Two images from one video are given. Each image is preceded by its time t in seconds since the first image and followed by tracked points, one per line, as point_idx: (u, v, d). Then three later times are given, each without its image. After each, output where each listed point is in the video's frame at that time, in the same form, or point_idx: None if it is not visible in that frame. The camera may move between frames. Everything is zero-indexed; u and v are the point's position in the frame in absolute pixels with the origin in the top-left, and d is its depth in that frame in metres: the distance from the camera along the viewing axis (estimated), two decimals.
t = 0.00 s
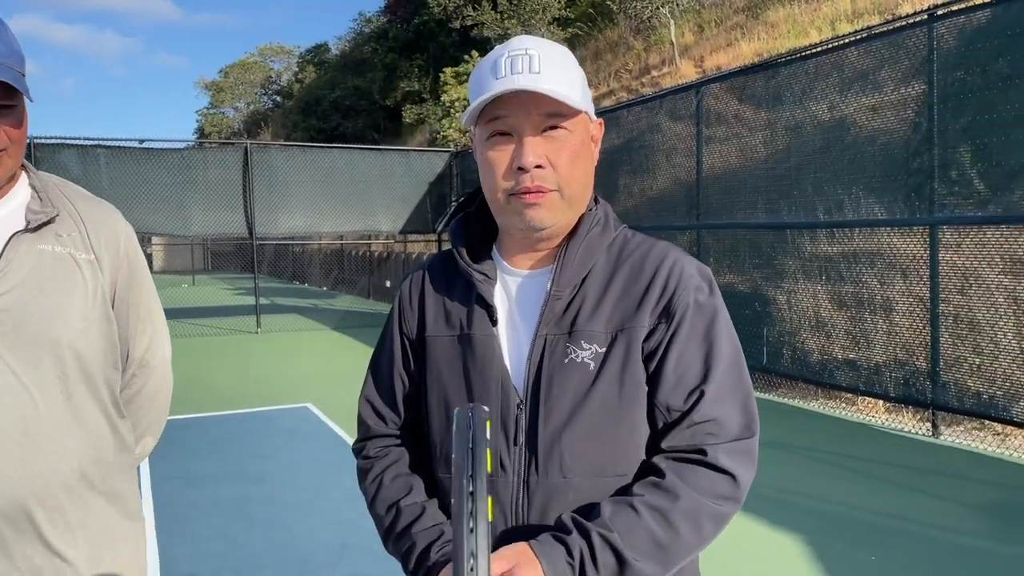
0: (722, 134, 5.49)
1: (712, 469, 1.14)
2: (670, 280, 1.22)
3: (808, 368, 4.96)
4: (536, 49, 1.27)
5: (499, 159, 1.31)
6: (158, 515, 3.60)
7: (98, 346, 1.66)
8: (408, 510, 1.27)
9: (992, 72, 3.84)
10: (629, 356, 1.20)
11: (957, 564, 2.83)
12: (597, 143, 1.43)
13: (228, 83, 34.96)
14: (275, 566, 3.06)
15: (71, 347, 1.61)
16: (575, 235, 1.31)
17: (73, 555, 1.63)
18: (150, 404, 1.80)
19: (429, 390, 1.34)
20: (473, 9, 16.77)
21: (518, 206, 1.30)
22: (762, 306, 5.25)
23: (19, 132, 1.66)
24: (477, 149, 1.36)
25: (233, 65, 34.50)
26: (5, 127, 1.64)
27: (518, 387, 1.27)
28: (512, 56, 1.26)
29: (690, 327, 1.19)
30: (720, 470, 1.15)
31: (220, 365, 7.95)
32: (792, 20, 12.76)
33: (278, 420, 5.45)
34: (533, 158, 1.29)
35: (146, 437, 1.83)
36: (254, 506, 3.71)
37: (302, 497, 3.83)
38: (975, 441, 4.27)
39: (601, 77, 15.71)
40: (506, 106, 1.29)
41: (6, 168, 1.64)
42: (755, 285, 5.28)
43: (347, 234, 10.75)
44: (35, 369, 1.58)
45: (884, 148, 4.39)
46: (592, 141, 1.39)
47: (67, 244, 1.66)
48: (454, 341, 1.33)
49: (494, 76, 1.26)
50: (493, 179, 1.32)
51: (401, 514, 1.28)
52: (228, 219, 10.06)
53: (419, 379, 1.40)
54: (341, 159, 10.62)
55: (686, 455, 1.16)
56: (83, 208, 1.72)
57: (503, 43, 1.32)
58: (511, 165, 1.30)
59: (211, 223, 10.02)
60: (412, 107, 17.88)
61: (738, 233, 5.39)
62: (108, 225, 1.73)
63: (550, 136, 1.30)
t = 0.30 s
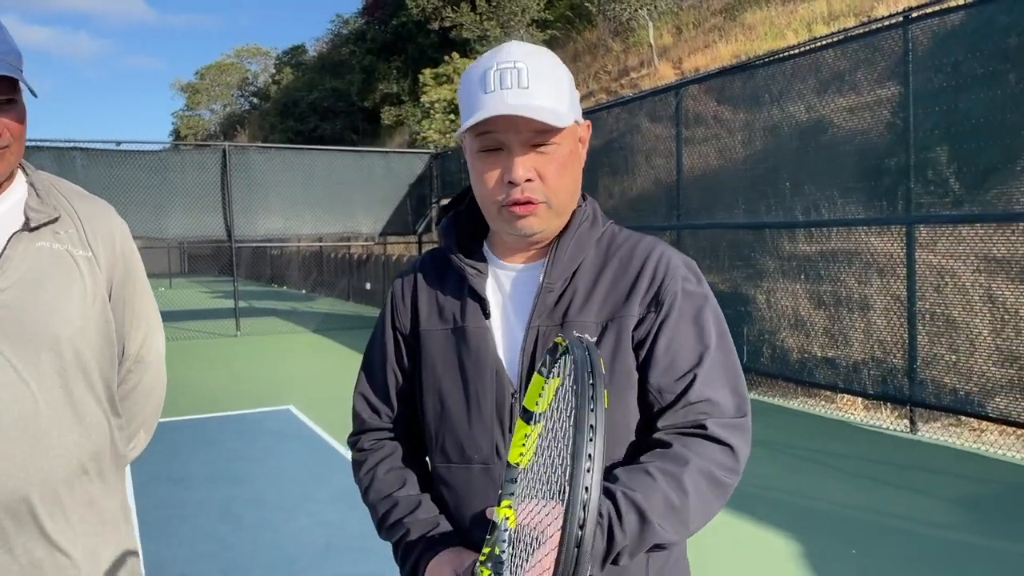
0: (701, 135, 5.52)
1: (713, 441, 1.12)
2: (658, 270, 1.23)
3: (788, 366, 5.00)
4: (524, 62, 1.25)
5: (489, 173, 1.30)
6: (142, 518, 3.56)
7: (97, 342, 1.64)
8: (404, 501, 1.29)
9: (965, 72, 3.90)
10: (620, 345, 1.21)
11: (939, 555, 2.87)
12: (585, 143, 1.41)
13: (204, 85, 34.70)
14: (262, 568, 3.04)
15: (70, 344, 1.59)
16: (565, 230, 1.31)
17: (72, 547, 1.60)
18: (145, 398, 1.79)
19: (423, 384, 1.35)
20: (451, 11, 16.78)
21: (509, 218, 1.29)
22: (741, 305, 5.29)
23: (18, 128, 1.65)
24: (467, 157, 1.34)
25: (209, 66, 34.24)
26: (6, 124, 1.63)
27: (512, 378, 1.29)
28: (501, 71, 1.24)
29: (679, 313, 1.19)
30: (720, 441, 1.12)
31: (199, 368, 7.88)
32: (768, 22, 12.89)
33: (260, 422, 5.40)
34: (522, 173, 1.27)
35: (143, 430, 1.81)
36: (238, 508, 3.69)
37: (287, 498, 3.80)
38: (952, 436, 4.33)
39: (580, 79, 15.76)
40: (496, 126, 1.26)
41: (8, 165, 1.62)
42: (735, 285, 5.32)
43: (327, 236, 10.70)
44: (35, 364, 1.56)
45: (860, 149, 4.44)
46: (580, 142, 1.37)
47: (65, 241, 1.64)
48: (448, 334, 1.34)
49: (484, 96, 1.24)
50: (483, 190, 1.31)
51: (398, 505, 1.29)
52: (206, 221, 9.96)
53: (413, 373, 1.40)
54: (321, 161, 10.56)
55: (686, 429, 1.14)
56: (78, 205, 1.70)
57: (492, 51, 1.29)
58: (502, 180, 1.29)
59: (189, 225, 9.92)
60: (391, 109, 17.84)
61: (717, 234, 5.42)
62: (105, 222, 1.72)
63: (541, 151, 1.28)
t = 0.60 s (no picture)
0: (680, 139, 5.56)
1: (692, 445, 1.13)
2: (639, 276, 1.25)
3: (766, 367, 5.05)
4: (506, 72, 1.27)
5: (473, 179, 1.31)
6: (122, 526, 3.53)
7: (86, 348, 1.63)
8: (393, 505, 1.30)
9: (937, 78, 3.98)
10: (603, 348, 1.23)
11: (913, 553, 2.92)
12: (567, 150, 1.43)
13: (182, 89, 34.47)
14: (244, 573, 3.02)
15: (58, 349, 1.58)
16: (548, 237, 1.34)
17: (62, 552, 1.59)
18: (135, 406, 1.77)
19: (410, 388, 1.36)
20: (431, 15, 16.80)
21: (494, 223, 1.31)
22: (721, 307, 5.33)
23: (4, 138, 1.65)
24: (452, 165, 1.35)
25: (186, 70, 34.05)
26: None
27: (498, 380, 1.30)
28: (483, 80, 1.26)
29: (659, 317, 1.21)
30: (699, 446, 1.14)
31: (178, 374, 7.81)
32: (745, 27, 13.02)
33: (240, 428, 5.37)
34: (505, 179, 1.29)
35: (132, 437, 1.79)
36: (220, 513, 3.67)
37: (269, 503, 3.79)
38: (927, 436, 4.38)
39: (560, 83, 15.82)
40: (479, 133, 1.27)
41: None
42: (714, 288, 5.36)
43: (308, 240, 10.65)
44: (24, 369, 1.55)
45: (835, 152, 4.50)
46: (562, 151, 1.39)
47: (54, 248, 1.63)
48: (435, 339, 1.35)
49: (467, 103, 1.25)
50: (467, 196, 1.32)
51: (387, 508, 1.30)
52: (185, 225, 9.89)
53: (401, 378, 1.41)
54: (301, 165, 10.52)
55: (667, 434, 1.14)
56: (67, 212, 1.70)
57: (474, 62, 1.31)
58: (485, 185, 1.30)
59: (167, 230, 9.84)
60: (371, 113, 17.82)
61: (696, 236, 5.47)
62: (95, 230, 1.72)
63: (523, 157, 1.29)
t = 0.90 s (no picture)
0: (660, 144, 5.59)
1: (684, 455, 1.14)
2: (627, 285, 1.25)
3: (747, 371, 5.08)
4: (504, 74, 1.28)
5: (463, 178, 1.32)
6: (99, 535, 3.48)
7: (67, 360, 1.58)
8: (374, 527, 1.29)
9: (911, 84, 4.04)
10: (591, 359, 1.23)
11: (892, 554, 2.95)
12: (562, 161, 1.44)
13: (159, 92, 34.20)
14: None
15: (37, 362, 1.53)
16: (535, 245, 1.33)
17: (39, 567, 1.56)
18: (115, 417, 1.74)
19: (396, 397, 1.35)
20: (412, 19, 16.78)
21: (481, 224, 1.31)
22: (701, 311, 5.36)
23: None
24: (443, 165, 1.36)
25: (164, 73, 33.78)
26: None
27: (484, 389, 1.31)
28: (482, 80, 1.26)
29: (648, 326, 1.21)
30: (690, 456, 1.14)
31: (156, 380, 7.72)
32: (724, 32, 13.12)
33: (220, 434, 5.32)
34: (497, 179, 1.29)
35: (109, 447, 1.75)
36: (200, 521, 3.63)
37: (250, 511, 3.76)
38: (906, 437, 4.43)
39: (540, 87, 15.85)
40: (475, 129, 1.28)
41: None
42: (695, 292, 5.39)
43: (287, 244, 10.59)
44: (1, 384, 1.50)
45: (813, 157, 4.54)
46: (556, 160, 1.39)
47: (34, 258, 1.57)
48: (422, 347, 1.35)
49: (464, 99, 1.26)
50: (457, 196, 1.33)
51: (366, 531, 1.29)
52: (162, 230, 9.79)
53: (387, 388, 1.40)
54: (280, 169, 10.45)
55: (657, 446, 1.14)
56: (48, 221, 1.64)
57: (474, 65, 1.32)
58: (476, 185, 1.30)
59: (144, 235, 9.74)
60: (351, 116, 17.76)
61: (676, 240, 5.50)
62: (77, 237, 1.66)
63: (517, 159, 1.30)
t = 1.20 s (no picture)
0: (642, 147, 5.59)
1: (691, 464, 1.11)
2: (634, 289, 1.23)
3: (731, 374, 5.09)
4: (515, 74, 1.26)
5: (471, 179, 1.29)
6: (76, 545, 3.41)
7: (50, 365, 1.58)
8: (371, 542, 1.27)
9: (892, 89, 4.07)
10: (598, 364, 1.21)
11: (879, 557, 2.95)
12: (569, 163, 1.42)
13: (136, 94, 33.85)
14: None
15: (22, 367, 1.52)
16: (542, 249, 1.32)
17: None
18: (101, 422, 1.73)
19: (396, 403, 1.34)
20: (392, 22, 16.72)
21: (486, 225, 1.29)
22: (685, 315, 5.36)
23: None
24: (450, 165, 1.33)
25: (140, 75, 33.46)
26: None
27: (488, 397, 1.30)
28: (492, 79, 1.24)
29: (657, 331, 1.19)
30: (698, 465, 1.12)
31: (133, 386, 7.62)
32: (705, 37, 13.18)
33: (199, 441, 5.25)
34: (505, 181, 1.27)
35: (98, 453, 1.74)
36: (180, 529, 3.57)
37: (231, 518, 3.70)
38: (889, 440, 4.45)
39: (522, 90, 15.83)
40: (483, 130, 1.26)
41: None
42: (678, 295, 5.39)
43: (267, 248, 10.50)
44: None
45: (796, 161, 4.56)
46: (563, 161, 1.37)
47: (18, 261, 1.57)
48: (423, 351, 1.33)
49: (473, 98, 1.24)
50: (463, 197, 1.31)
51: (364, 547, 1.27)
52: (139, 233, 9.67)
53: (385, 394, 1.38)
54: (260, 172, 10.36)
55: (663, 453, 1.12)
56: (32, 224, 1.63)
57: (483, 63, 1.30)
58: (482, 186, 1.28)
59: (121, 239, 9.62)
60: (331, 120, 17.67)
61: (659, 244, 5.50)
62: (61, 241, 1.66)
63: (525, 161, 1.28)
